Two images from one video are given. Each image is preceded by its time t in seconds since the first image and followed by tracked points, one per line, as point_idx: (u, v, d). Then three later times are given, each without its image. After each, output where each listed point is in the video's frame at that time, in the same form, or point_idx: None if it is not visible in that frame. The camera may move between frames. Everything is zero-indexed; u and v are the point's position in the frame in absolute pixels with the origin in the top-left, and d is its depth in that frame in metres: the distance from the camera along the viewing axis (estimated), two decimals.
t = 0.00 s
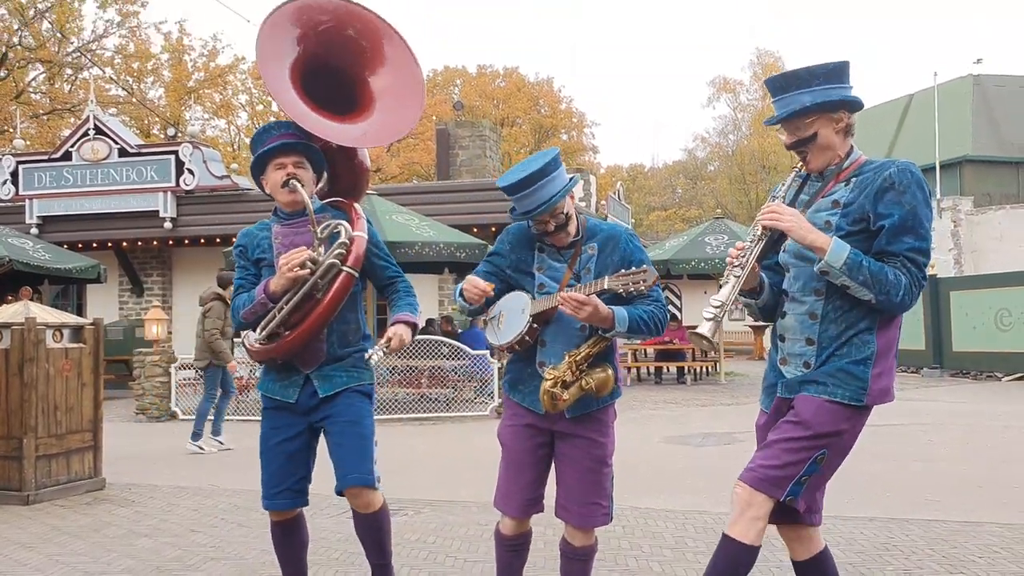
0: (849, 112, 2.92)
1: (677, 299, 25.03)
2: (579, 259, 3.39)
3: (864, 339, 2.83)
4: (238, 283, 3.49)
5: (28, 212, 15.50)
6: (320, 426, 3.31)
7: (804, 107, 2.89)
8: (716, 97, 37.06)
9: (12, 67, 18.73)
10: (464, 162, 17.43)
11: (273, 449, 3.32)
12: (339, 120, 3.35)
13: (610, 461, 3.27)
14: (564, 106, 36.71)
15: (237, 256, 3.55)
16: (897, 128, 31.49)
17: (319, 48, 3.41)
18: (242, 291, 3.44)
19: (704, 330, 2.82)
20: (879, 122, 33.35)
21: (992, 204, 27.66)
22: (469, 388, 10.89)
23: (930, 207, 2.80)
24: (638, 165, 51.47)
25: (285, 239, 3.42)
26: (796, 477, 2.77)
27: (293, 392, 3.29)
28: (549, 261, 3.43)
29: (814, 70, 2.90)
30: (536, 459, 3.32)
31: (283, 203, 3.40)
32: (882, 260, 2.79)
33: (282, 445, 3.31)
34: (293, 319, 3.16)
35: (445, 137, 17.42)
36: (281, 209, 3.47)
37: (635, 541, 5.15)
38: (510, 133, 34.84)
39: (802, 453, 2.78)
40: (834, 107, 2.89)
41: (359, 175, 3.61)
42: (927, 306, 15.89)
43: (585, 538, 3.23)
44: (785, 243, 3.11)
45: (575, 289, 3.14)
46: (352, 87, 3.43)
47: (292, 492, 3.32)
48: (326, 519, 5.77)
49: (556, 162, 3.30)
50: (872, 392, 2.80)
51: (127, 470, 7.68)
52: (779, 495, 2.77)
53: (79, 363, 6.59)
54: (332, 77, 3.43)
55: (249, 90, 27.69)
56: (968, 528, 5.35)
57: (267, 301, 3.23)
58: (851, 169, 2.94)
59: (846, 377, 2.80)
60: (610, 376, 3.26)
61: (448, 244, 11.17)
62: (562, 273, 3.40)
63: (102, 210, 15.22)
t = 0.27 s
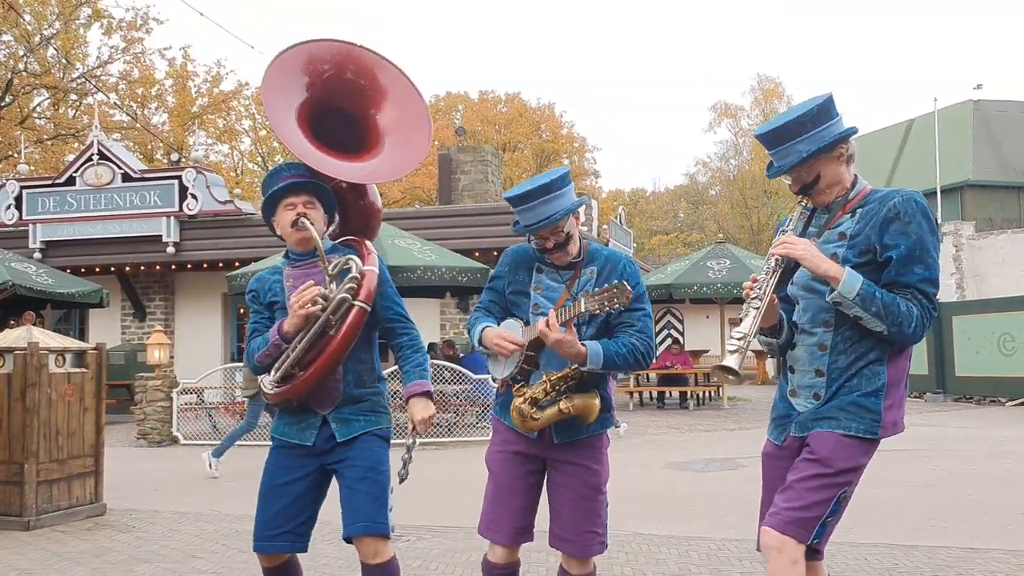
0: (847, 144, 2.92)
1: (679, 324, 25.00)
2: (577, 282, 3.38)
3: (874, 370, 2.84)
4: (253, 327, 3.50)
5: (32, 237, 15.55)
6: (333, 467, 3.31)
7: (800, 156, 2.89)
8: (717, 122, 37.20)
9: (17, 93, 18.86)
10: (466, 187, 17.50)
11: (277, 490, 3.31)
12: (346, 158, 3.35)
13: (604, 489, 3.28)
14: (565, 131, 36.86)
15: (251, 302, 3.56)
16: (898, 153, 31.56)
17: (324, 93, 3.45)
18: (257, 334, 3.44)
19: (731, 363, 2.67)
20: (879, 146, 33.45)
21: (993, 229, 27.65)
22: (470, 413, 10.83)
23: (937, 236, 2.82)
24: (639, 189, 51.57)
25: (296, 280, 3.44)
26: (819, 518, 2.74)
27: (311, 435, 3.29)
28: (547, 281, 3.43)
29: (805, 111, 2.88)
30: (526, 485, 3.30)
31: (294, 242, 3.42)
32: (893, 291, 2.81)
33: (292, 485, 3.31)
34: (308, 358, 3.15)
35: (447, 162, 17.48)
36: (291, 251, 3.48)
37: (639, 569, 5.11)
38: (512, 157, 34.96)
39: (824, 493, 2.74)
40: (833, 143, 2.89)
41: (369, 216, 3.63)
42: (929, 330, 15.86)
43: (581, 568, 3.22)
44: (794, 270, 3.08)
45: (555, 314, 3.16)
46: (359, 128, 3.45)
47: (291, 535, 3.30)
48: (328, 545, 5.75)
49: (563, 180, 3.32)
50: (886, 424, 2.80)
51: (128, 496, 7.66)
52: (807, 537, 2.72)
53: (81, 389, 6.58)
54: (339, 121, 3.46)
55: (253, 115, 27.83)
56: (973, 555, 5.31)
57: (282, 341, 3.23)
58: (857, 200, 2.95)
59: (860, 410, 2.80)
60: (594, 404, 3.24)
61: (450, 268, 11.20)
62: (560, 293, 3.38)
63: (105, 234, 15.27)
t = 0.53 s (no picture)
0: (855, 136, 2.89)
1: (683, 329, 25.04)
2: (562, 283, 3.39)
3: (905, 367, 2.75)
4: (260, 318, 3.50)
5: (37, 241, 15.58)
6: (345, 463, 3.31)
7: (807, 154, 2.88)
8: (721, 127, 37.19)
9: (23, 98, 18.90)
10: (470, 192, 17.51)
11: (293, 485, 3.31)
12: (355, 150, 3.37)
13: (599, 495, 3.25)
14: (569, 136, 36.87)
15: (257, 292, 3.56)
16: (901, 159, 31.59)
17: (332, 82, 3.45)
18: (265, 326, 3.44)
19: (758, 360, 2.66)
20: (883, 152, 33.43)
21: (998, 234, 27.64)
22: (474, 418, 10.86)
23: (957, 223, 2.77)
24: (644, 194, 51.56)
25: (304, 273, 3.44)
26: (919, 541, 2.61)
27: (322, 428, 3.28)
28: (532, 282, 3.44)
29: (804, 110, 2.89)
30: (521, 495, 3.30)
31: (303, 234, 3.42)
32: (916, 282, 2.76)
33: (302, 481, 3.31)
34: (318, 351, 3.15)
35: (451, 167, 17.50)
36: (300, 242, 3.49)
37: (643, 573, 5.11)
38: (516, 162, 34.98)
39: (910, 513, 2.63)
40: (838, 138, 2.87)
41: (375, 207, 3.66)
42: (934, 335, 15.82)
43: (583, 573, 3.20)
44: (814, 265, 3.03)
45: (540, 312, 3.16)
46: (367, 119, 3.47)
47: (307, 531, 3.31)
48: (334, 549, 5.75)
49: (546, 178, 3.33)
50: (930, 422, 2.69)
51: (133, 500, 7.66)
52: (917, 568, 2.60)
53: (87, 393, 6.59)
54: (346, 110, 3.47)
55: (258, 120, 27.89)
56: (978, 560, 5.31)
57: (291, 335, 3.21)
58: (873, 194, 2.90)
59: (899, 412, 2.70)
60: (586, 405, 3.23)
61: (455, 273, 11.19)
62: (545, 295, 3.39)
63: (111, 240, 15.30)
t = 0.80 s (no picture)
0: (877, 135, 2.84)
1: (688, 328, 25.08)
2: (549, 279, 3.39)
3: (953, 368, 2.67)
4: (259, 316, 3.51)
5: (42, 240, 15.63)
6: (342, 462, 3.32)
7: (828, 157, 2.83)
8: (725, 126, 37.20)
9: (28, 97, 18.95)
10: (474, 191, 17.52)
11: (291, 484, 3.32)
12: (356, 151, 3.38)
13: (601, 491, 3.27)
14: (574, 135, 36.89)
15: (258, 291, 3.57)
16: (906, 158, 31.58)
17: (337, 79, 3.46)
18: (264, 324, 3.46)
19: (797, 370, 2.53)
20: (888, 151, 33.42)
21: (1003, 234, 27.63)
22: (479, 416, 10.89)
23: (996, 217, 2.70)
24: (648, 193, 51.55)
25: (305, 273, 3.46)
26: (984, 552, 2.55)
27: (319, 427, 3.28)
28: (518, 281, 3.45)
29: (818, 113, 2.86)
30: (517, 499, 3.29)
31: (304, 234, 3.44)
32: (956, 277, 2.69)
33: (300, 480, 3.32)
34: (317, 352, 3.16)
35: (456, 166, 17.51)
36: (300, 241, 3.51)
37: (647, 572, 5.12)
38: (520, 161, 35.01)
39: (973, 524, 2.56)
40: (861, 138, 2.82)
41: (379, 204, 3.63)
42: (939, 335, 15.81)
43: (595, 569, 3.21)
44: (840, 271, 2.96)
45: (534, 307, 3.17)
46: (371, 120, 3.48)
47: (306, 529, 3.32)
48: (338, 548, 5.76)
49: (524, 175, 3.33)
50: (987, 424, 2.61)
51: (139, 498, 7.68)
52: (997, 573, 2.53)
53: (91, 391, 6.61)
54: (350, 108, 3.48)
55: (262, 119, 27.94)
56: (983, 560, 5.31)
57: (290, 335, 3.22)
58: (904, 192, 2.84)
59: (955, 417, 2.61)
60: (587, 399, 3.25)
61: (459, 271, 11.15)
62: (533, 292, 3.41)
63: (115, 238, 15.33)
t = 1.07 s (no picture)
0: (891, 134, 2.83)
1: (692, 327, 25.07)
2: (564, 278, 3.40)
3: (972, 373, 2.64)
4: (259, 319, 3.52)
5: (47, 238, 15.66)
6: (343, 464, 3.32)
7: (844, 157, 2.82)
8: (730, 124, 37.16)
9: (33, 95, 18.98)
10: (478, 189, 17.52)
11: (287, 487, 3.32)
12: (357, 154, 3.38)
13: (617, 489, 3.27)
14: (578, 133, 36.87)
15: (259, 297, 3.57)
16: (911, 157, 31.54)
17: (338, 83, 3.46)
18: (264, 328, 3.47)
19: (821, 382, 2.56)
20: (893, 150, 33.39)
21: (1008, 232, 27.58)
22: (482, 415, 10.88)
23: (1015, 221, 2.68)
24: (652, 191, 51.49)
25: (304, 277, 3.46)
26: (1006, 560, 2.52)
27: (320, 428, 3.29)
28: (532, 279, 3.45)
29: (832, 113, 2.86)
30: (531, 499, 3.29)
31: (303, 238, 3.43)
32: (977, 283, 2.67)
33: (300, 481, 3.32)
34: (316, 357, 3.16)
35: (459, 164, 17.51)
36: (300, 245, 3.50)
37: (650, 571, 5.12)
38: (524, 160, 34.99)
39: (992, 531, 2.54)
40: (874, 138, 2.81)
41: (377, 209, 3.64)
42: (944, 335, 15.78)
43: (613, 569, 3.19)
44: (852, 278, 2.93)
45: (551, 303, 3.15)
46: (370, 124, 3.48)
47: (304, 531, 3.33)
48: (341, 546, 5.77)
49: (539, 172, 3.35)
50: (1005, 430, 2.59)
51: (143, 496, 7.70)
52: None
53: (96, 389, 6.62)
54: (350, 112, 3.49)
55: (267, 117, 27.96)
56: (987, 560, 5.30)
57: (291, 339, 3.22)
58: (922, 194, 2.82)
59: (972, 423, 2.59)
60: (600, 399, 3.25)
61: (463, 271, 11.19)
62: (547, 290, 3.41)
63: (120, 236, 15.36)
